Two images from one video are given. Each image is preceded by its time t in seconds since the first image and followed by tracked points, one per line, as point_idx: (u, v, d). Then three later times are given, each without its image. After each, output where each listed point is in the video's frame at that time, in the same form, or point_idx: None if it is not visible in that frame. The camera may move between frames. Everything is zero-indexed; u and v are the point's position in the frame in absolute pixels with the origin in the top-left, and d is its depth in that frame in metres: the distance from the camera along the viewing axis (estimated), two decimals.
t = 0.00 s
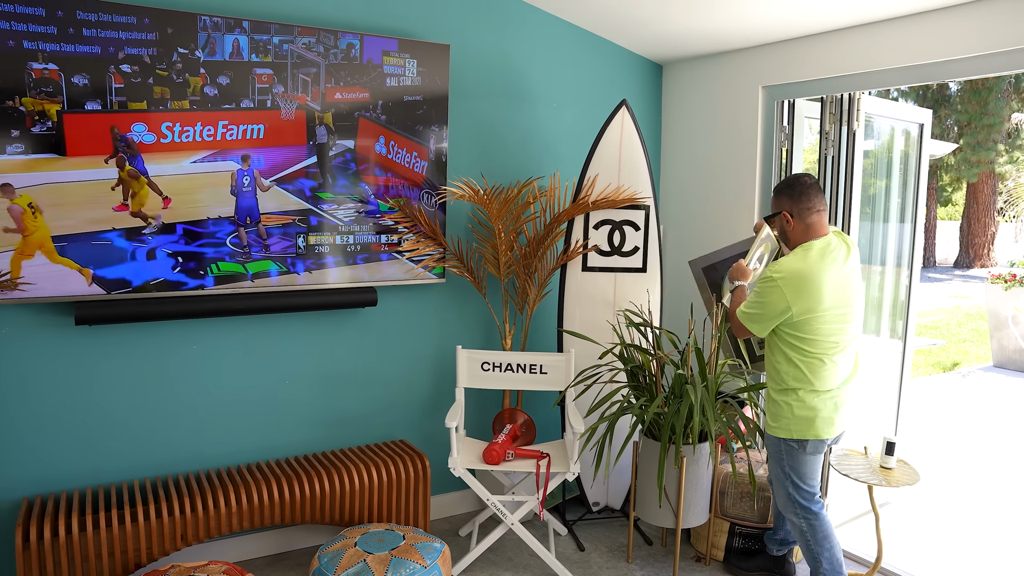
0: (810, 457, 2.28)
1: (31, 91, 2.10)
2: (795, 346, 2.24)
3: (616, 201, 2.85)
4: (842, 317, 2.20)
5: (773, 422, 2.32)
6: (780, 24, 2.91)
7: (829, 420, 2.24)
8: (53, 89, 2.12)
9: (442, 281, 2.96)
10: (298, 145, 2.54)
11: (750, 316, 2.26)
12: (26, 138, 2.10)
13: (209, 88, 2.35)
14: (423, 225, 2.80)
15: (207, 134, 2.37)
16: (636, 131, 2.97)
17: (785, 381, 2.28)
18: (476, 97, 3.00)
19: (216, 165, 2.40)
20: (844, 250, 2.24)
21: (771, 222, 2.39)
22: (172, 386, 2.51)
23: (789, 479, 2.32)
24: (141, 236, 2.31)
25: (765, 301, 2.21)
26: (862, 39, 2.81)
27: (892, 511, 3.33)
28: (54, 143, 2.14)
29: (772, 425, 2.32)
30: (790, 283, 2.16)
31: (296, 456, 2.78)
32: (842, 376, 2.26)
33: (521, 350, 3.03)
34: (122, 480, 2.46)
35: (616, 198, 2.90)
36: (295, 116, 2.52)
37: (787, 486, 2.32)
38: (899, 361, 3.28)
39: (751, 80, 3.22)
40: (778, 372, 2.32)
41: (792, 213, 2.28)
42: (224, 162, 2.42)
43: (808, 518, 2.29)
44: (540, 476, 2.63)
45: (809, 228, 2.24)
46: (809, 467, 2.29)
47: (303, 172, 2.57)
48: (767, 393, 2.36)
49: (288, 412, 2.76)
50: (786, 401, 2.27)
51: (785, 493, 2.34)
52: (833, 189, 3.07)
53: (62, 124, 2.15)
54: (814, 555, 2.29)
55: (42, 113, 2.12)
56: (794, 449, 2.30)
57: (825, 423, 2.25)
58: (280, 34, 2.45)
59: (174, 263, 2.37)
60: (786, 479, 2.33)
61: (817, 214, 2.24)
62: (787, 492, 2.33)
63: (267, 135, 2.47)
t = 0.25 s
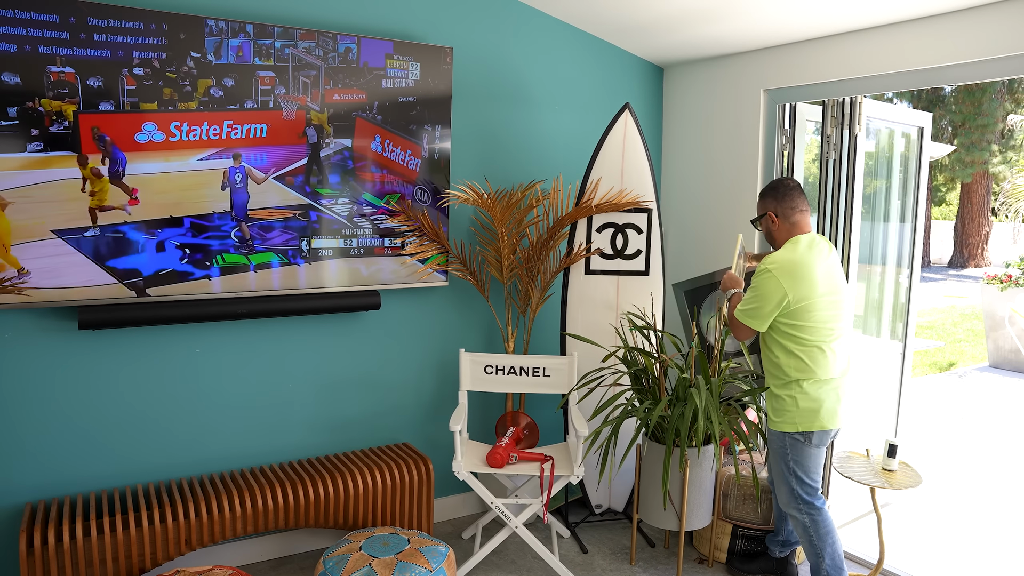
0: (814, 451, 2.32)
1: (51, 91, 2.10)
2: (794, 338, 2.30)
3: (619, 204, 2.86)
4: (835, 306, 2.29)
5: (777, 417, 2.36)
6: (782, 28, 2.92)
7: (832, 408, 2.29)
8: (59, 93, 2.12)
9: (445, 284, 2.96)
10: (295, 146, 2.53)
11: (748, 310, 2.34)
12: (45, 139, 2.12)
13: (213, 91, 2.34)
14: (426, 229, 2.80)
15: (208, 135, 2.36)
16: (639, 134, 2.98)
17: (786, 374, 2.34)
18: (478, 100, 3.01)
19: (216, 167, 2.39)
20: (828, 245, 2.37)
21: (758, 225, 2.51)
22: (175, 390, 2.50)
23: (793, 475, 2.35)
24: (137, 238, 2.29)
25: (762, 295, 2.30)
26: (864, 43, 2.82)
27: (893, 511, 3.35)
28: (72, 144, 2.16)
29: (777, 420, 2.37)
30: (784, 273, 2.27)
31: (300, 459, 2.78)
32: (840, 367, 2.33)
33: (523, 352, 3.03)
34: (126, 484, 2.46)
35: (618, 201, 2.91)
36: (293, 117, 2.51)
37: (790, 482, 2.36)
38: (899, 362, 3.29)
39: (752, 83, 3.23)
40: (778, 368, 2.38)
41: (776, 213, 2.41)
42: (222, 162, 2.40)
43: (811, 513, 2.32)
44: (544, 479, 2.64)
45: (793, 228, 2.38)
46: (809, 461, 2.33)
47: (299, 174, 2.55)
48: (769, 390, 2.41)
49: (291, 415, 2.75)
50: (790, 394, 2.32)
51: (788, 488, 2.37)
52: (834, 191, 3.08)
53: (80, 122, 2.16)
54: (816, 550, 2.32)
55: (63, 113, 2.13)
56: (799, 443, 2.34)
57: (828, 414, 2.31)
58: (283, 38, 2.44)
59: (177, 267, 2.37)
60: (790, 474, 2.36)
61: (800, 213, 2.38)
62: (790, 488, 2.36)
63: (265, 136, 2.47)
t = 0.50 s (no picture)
0: (817, 443, 2.33)
1: (68, 86, 2.10)
2: (789, 331, 2.32)
3: (617, 206, 2.86)
4: (822, 296, 2.35)
5: (780, 413, 2.37)
6: (780, 30, 2.92)
7: (834, 397, 2.31)
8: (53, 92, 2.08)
9: (442, 285, 2.95)
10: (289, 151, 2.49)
11: (743, 307, 2.34)
12: (62, 134, 2.11)
13: (210, 92, 2.32)
14: (424, 230, 2.78)
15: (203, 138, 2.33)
16: (636, 136, 2.97)
17: (783, 368, 2.36)
18: (476, 101, 3.00)
19: (210, 171, 2.35)
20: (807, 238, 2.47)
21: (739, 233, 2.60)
22: (171, 393, 2.48)
23: (798, 471, 2.34)
24: (126, 242, 2.25)
25: (755, 291, 2.32)
26: (862, 45, 2.83)
27: (886, 511, 3.37)
28: (91, 140, 2.15)
29: (778, 417, 2.38)
30: (773, 264, 2.32)
31: (296, 462, 2.76)
32: (835, 357, 2.36)
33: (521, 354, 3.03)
34: (121, 489, 2.43)
35: (617, 203, 2.91)
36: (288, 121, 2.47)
37: (794, 477, 2.35)
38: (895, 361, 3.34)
39: (749, 85, 3.24)
40: (774, 364, 2.39)
41: (755, 221, 2.50)
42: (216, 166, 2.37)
43: (813, 510, 2.32)
44: (542, 481, 2.63)
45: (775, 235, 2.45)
46: (815, 454, 2.33)
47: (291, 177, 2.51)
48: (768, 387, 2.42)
49: (288, 418, 2.74)
50: (791, 388, 2.33)
51: (791, 484, 2.36)
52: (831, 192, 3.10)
53: (97, 118, 2.15)
54: (817, 547, 2.33)
55: (81, 107, 2.12)
56: (804, 435, 2.34)
57: (830, 404, 2.32)
58: (281, 39, 2.42)
59: (171, 270, 2.33)
60: (794, 470, 2.35)
61: (779, 220, 2.46)
62: (794, 484, 2.35)
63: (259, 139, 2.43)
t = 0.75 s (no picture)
0: (825, 436, 2.34)
1: (94, 91, 2.09)
2: (788, 325, 2.34)
3: (618, 206, 2.85)
4: (813, 287, 2.39)
5: (786, 407, 2.37)
6: (780, 29, 2.92)
7: (837, 386, 2.32)
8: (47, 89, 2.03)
9: (441, 285, 2.94)
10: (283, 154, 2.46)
11: (742, 304, 2.34)
12: (90, 136, 2.10)
13: (208, 90, 2.28)
14: (423, 230, 2.76)
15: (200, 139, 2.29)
16: (636, 135, 2.97)
17: (785, 362, 2.37)
18: (475, 100, 2.98)
19: (206, 172, 2.31)
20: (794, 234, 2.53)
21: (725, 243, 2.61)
22: (168, 395, 2.45)
23: (807, 464, 2.35)
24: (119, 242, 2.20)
25: (751, 287, 2.34)
26: (862, 45, 2.83)
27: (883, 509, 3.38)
28: (103, 131, 2.12)
29: (782, 411, 2.38)
30: (767, 258, 2.36)
31: (295, 464, 2.74)
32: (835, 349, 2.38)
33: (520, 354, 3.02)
34: (119, 491, 2.40)
35: (617, 202, 2.90)
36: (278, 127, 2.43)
37: (803, 471, 2.35)
38: (892, 361, 3.34)
39: (748, 85, 3.24)
40: (775, 359, 2.40)
41: (741, 230, 2.51)
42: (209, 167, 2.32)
43: (822, 505, 2.33)
44: (543, 482, 2.61)
45: (760, 243, 2.47)
46: (824, 446, 2.34)
47: (282, 182, 2.47)
48: (771, 382, 2.43)
49: (286, 419, 2.71)
50: (795, 380, 2.34)
51: (800, 479, 2.37)
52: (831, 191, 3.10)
53: (123, 119, 2.15)
54: (823, 543, 2.34)
55: (106, 111, 2.12)
56: (810, 427, 2.34)
57: (835, 395, 2.33)
58: (279, 36, 2.39)
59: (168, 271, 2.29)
60: (803, 464, 2.36)
61: (766, 231, 2.47)
62: (802, 478, 2.36)
63: (256, 140, 2.39)
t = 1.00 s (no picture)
0: (832, 429, 2.33)
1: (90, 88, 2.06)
2: (787, 319, 2.36)
3: (618, 205, 2.85)
4: (807, 282, 2.43)
5: (791, 401, 2.37)
6: (780, 29, 2.91)
7: (841, 377, 2.33)
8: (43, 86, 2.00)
9: (441, 285, 2.92)
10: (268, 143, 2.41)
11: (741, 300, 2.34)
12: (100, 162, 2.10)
13: (207, 89, 2.26)
14: (423, 230, 2.74)
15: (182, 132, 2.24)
16: (637, 135, 2.98)
17: (787, 357, 2.38)
18: (475, 99, 2.97)
19: (200, 172, 2.28)
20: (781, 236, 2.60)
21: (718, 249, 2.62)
22: (166, 397, 2.42)
23: (815, 458, 2.34)
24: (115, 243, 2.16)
25: (751, 282, 2.35)
26: (862, 44, 2.83)
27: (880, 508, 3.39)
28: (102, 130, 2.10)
29: (787, 406, 2.38)
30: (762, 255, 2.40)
31: (294, 466, 2.71)
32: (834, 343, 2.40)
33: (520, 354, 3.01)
34: (117, 494, 2.37)
35: (617, 201, 2.90)
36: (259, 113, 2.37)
37: (812, 465, 2.34)
38: (890, 361, 3.35)
39: (747, 84, 3.24)
40: (777, 355, 2.40)
41: (741, 238, 2.52)
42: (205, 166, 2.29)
43: (832, 500, 2.31)
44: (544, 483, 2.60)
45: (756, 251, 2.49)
46: (832, 439, 2.33)
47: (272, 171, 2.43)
48: (773, 379, 2.43)
49: (285, 421, 2.69)
50: (799, 374, 2.34)
51: (810, 474, 2.35)
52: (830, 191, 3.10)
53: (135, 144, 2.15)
54: (836, 539, 2.31)
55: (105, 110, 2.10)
56: (817, 420, 2.33)
57: (839, 386, 2.34)
58: (279, 33, 2.37)
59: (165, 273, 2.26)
60: (811, 458, 2.34)
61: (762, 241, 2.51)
62: (812, 473, 2.34)
63: (249, 139, 2.36)
